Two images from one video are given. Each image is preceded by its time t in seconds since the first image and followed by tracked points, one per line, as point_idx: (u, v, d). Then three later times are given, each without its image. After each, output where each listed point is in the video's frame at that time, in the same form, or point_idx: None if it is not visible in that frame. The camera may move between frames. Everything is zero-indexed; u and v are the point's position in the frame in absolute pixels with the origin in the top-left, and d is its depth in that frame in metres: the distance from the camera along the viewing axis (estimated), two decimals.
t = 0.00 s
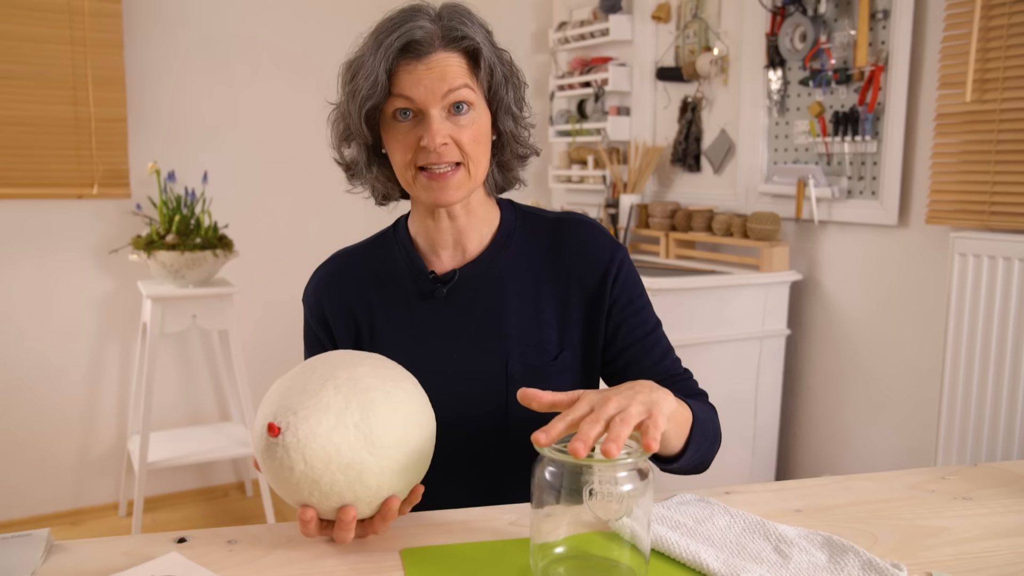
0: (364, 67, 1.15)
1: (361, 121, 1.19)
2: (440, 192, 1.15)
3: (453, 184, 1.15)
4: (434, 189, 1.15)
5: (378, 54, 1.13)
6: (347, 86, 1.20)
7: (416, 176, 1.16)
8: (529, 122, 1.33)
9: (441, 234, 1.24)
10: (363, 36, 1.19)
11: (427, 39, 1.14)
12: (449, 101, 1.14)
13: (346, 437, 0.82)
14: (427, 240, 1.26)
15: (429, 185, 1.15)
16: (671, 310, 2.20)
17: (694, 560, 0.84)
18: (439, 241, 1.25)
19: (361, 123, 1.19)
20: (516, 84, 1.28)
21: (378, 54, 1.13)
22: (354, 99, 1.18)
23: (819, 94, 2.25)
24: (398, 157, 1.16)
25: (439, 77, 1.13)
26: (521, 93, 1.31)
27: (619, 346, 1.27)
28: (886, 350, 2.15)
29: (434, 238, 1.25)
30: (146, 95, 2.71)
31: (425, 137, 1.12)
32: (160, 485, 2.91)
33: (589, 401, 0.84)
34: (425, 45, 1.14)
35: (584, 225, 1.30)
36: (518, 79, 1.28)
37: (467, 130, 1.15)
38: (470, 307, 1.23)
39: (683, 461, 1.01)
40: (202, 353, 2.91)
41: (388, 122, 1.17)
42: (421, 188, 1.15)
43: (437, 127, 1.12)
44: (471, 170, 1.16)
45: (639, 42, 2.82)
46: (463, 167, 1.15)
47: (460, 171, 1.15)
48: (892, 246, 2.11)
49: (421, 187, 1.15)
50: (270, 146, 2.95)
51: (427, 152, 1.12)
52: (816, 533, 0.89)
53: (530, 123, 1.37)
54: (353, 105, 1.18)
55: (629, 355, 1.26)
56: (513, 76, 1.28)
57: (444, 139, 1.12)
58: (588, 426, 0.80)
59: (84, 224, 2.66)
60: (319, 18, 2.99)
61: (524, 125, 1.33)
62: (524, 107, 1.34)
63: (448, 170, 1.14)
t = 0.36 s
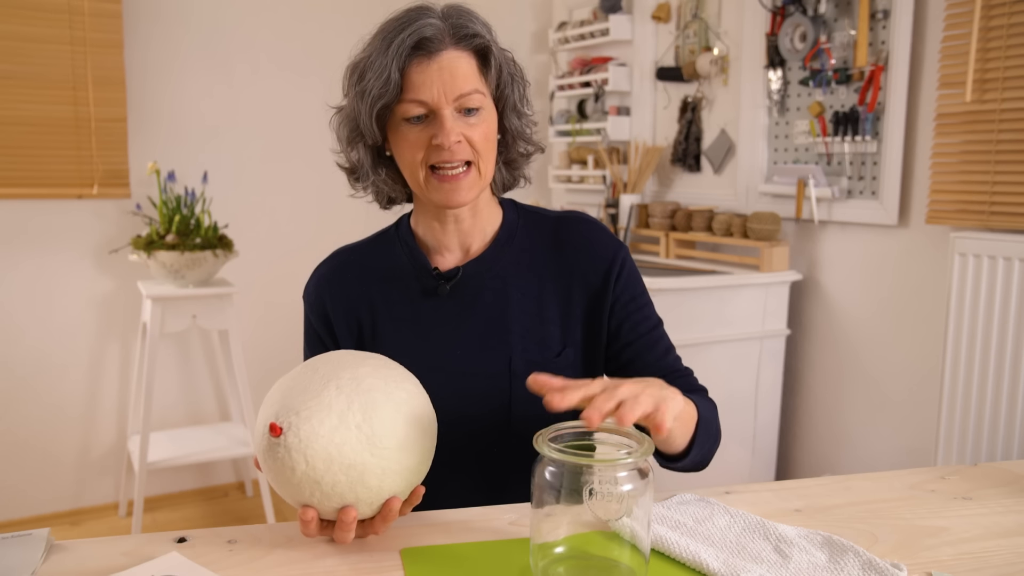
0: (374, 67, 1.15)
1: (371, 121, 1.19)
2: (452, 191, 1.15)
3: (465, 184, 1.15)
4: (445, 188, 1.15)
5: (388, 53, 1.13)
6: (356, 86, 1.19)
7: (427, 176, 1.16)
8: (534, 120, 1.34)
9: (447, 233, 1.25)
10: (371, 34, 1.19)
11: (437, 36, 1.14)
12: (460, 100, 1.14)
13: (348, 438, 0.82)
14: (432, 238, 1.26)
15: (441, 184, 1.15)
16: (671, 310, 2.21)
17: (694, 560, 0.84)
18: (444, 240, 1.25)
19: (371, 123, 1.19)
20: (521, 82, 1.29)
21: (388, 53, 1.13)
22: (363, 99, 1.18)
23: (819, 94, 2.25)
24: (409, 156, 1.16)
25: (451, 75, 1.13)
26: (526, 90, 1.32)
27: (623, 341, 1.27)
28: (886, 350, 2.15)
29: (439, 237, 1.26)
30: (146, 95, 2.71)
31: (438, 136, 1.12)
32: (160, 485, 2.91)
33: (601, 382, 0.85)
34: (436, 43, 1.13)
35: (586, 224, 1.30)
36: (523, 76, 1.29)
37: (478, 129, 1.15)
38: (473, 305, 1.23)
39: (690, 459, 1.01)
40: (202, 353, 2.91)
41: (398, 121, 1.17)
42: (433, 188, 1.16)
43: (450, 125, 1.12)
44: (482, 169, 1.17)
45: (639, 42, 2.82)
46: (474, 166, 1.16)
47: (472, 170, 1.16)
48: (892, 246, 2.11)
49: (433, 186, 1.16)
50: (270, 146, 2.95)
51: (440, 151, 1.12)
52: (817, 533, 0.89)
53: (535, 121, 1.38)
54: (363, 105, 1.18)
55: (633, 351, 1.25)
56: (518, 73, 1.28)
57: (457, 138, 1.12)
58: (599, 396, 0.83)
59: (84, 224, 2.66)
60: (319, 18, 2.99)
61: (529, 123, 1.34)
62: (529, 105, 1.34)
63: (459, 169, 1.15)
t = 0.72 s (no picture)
0: (368, 69, 1.15)
1: (366, 124, 1.19)
2: (451, 192, 1.15)
3: (464, 183, 1.15)
4: (445, 189, 1.15)
5: (382, 55, 1.13)
6: (349, 90, 1.19)
7: (425, 175, 1.15)
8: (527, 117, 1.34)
9: (444, 234, 1.25)
10: (362, 37, 1.19)
11: (430, 36, 1.14)
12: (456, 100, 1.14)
13: (344, 437, 0.82)
14: (430, 239, 1.26)
15: (440, 185, 1.15)
16: (671, 310, 2.20)
17: (694, 560, 0.84)
18: (442, 241, 1.25)
19: (366, 127, 1.19)
20: (513, 79, 1.29)
21: (382, 55, 1.13)
22: (357, 103, 1.18)
23: (819, 94, 2.25)
24: (406, 158, 1.16)
25: (446, 75, 1.13)
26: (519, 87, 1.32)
27: (628, 336, 1.27)
28: (886, 350, 2.15)
29: (436, 237, 1.25)
30: (146, 95, 2.71)
31: (436, 138, 1.12)
32: (160, 485, 2.91)
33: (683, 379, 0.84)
34: (429, 43, 1.14)
35: (584, 221, 1.30)
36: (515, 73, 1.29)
37: (475, 128, 1.15)
38: (472, 306, 1.23)
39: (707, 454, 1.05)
40: (202, 353, 2.91)
41: (394, 124, 1.16)
42: (432, 189, 1.15)
43: (447, 126, 1.12)
44: (480, 168, 1.17)
45: (639, 42, 2.82)
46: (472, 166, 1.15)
47: (471, 170, 1.15)
48: (892, 246, 2.11)
49: (432, 187, 1.15)
50: (270, 146, 2.95)
51: (439, 152, 1.12)
52: (817, 533, 0.89)
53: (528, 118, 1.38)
54: (358, 109, 1.18)
55: (638, 345, 1.26)
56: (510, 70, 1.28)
57: (455, 138, 1.12)
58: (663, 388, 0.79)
59: (84, 224, 2.66)
60: (319, 18, 2.99)
61: (522, 120, 1.34)
62: (521, 102, 1.34)
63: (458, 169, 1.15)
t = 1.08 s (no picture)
0: (366, 71, 1.15)
1: (364, 126, 1.19)
2: (451, 193, 1.15)
3: (463, 184, 1.15)
4: (444, 190, 1.15)
5: (380, 57, 1.13)
6: (347, 92, 1.19)
7: (425, 177, 1.15)
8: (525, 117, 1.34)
9: (443, 235, 1.24)
10: (359, 39, 1.19)
11: (428, 38, 1.14)
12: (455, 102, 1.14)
13: (346, 437, 0.82)
14: (428, 241, 1.26)
15: (440, 187, 1.15)
16: (671, 311, 2.20)
17: (694, 560, 0.84)
18: (440, 242, 1.25)
19: (365, 129, 1.19)
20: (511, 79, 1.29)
21: (380, 57, 1.13)
22: (356, 105, 1.18)
23: (819, 94, 2.25)
24: (406, 161, 1.16)
25: (445, 77, 1.13)
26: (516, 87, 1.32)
27: (629, 341, 1.27)
28: (886, 350, 2.15)
29: (435, 239, 1.25)
30: (146, 95, 2.71)
31: (436, 139, 1.12)
32: (160, 485, 2.91)
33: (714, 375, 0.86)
34: (427, 44, 1.14)
35: (583, 223, 1.30)
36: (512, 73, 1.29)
37: (474, 130, 1.15)
38: (472, 307, 1.23)
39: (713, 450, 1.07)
40: (202, 353, 2.90)
41: (393, 126, 1.16)
42: (432, 191, 1.15)
43: (447, 128, 1.12)
44: (479, 169, 1.17)
45: (639, 42, 2.82)
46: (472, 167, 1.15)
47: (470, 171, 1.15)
48: (892, 246, 2.11)
49: (431, 189, 1.15)
50: (270, 146, 2.95)
51: (439, 154, 1.12)
52: (817, 533, 0.89)
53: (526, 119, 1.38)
54: (356, 111, 1.18)
55: (639, 349, 1.26)
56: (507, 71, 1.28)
57: (455, 140, 1.12)
58: (713, 367, 0.83)
59: (84, 224, 2.66)
60: (319, 17, 2.99)
61: (519, 121, 1.34)
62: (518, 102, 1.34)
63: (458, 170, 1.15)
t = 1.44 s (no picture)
0: (363, 72, 1.15)
1: (362, 126, 1.19)
2: (448, 193, 1.15)
3: (460, 185, 1.15)
4: (441, 190, 1.15)
5: (378, 58, 1.13)
6: (345, 92, 1.19)
7: (422, 177, 1.15)
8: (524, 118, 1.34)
9: (442, 235, 1.24)
10: (357, 39, 1.19)
11: (425, 38, 1.14)
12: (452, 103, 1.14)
13: (344, 437, 0.83)
14: (427, 241, 1.26)
15: (437, 186, 1.15)
16: (671, 311, 2.20)
17: (694, 560, 0.84)
18: (439, 242, 1.25)
19: (362, 129, 1.19)
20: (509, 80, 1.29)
21: (377, 57, 1.13)
22: (353, 105, 1.18)
23: (819, 94, 2.25)
24: (403, 161, 1.16)
25: (442, 78, 1.13)
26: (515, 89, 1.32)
27: (624, 344, 1.27)
28: (886, 350, 2.15)
29: (433, 239, 1.25)
30: (146, 94, 2.71)
31: (433, 140, 1.12)
32: (160, 485, 2.91)
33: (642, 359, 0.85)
34: (424, 45, 1.14)
35: (583, 223, 1.30)
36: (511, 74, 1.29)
37: (471, 130, 1.15)
38: (471, 307, 1.23)
39: (688, 448, 1.06)
40: (202, 353, 2.90)
41: (391, 126, 1.16)
42: (429, 191, 1.15)
43: (444, 128, 1.12)
44: (476, 169, 1.17)
45: (639, 42, 2.82)
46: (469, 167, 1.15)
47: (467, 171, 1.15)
48: (892, 246, 2.11)
49: (429, 188, 1.15)
50: (270, 146, 2.95)
51: (436, 154, 1.12)
52: (817, 533, 0.89)
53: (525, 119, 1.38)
54: (354, 111, 1.18)
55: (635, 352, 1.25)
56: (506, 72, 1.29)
57: (452, 140, 1.12)
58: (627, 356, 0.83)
59: (84, 224, 2.66)
60: (319, 17, 2.99)
61: (518, 121, 1.34)
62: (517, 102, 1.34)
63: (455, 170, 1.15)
